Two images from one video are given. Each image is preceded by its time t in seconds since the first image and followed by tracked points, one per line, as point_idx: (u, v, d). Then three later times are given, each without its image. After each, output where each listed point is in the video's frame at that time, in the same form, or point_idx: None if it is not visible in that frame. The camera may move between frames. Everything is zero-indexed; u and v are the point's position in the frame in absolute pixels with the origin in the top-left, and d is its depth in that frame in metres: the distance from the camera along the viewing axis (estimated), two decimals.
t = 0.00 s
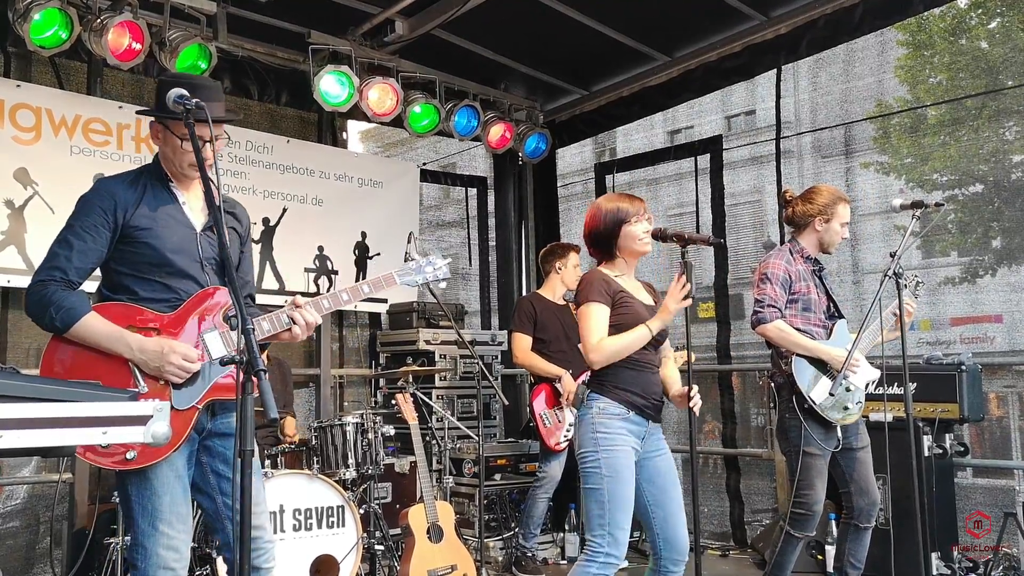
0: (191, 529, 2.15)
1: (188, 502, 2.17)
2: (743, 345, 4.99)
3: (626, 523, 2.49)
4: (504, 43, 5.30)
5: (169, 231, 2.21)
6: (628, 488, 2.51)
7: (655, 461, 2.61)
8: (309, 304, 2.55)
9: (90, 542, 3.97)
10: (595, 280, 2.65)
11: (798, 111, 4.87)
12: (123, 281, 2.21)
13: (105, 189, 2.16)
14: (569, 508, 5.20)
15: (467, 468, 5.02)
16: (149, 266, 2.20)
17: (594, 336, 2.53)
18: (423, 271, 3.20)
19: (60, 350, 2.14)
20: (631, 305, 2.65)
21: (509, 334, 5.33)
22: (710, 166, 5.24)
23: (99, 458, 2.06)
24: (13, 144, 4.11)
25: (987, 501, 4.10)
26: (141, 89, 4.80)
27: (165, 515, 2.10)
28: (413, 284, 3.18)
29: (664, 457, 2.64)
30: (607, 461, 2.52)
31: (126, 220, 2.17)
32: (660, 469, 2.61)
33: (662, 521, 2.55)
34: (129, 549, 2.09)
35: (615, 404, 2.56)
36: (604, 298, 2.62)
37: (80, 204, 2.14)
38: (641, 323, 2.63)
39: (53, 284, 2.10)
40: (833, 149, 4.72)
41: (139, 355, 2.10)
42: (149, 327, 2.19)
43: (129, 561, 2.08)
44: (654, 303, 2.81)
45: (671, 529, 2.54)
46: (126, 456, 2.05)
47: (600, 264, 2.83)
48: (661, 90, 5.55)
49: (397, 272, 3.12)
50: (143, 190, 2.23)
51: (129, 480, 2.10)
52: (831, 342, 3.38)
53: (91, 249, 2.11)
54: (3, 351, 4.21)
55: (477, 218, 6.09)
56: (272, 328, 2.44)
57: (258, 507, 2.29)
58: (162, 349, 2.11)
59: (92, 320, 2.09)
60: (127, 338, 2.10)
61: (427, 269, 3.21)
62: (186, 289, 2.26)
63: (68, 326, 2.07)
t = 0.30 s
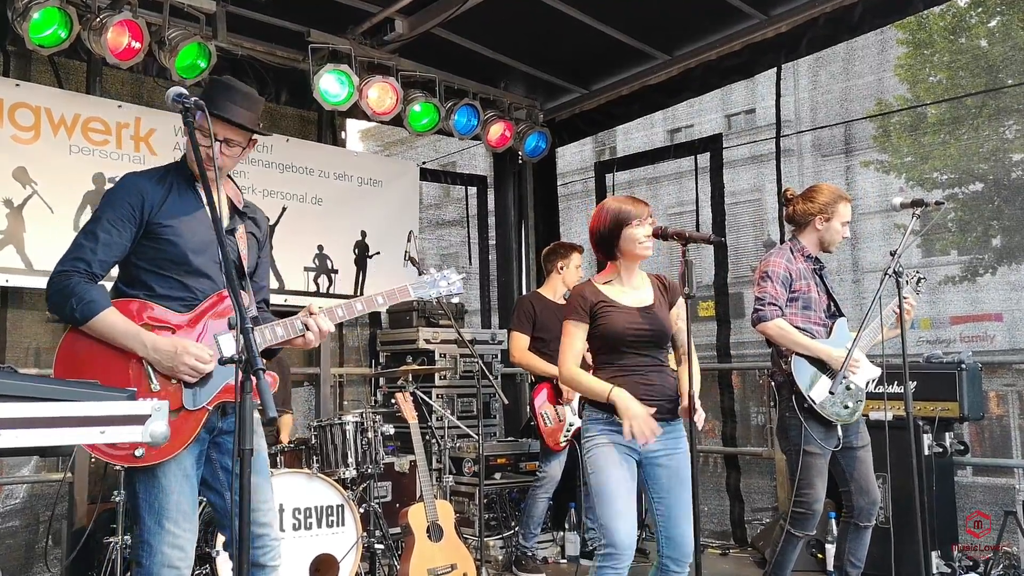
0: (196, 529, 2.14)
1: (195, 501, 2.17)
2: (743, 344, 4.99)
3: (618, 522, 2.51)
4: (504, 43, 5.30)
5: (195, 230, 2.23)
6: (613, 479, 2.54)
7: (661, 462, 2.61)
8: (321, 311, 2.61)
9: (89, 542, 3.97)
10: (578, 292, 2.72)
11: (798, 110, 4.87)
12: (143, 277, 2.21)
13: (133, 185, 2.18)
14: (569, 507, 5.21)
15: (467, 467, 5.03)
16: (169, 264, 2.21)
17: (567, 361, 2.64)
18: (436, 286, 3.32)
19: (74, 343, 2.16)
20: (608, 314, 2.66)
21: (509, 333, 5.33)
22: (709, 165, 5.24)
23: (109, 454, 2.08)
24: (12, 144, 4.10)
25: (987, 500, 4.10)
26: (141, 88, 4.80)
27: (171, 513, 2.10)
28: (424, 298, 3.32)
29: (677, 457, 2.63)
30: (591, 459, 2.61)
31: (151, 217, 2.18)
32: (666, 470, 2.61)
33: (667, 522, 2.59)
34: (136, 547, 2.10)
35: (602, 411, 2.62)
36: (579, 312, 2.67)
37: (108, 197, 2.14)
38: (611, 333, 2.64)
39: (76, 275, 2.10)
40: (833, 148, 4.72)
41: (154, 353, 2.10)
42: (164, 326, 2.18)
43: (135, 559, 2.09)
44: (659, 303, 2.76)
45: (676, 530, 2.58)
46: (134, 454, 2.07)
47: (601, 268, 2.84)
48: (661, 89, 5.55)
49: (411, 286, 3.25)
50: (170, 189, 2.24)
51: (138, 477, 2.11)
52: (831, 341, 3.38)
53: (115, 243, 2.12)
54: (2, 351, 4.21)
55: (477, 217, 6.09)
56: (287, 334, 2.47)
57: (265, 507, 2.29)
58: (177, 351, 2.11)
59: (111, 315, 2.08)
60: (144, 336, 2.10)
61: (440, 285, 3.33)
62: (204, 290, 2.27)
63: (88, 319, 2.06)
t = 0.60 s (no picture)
0: (203, 529, 2.13)
1: (203, 501, 2.16)
2: (743, 343, 4.99)
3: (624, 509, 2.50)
4: (504, 42, 5.29)
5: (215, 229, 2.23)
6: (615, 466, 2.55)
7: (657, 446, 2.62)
8: (338, 316, 2.62)
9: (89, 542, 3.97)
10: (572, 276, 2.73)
11: (798, 109, 4.86)
12: (159, 274, 2.21)
13: (157, 182, 2.17)
14: (569, 506, 5.21)
15: (467, 466, 5.02)
16: (188, 262, 2.21)
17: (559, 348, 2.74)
18: (448, 296, 3.30)
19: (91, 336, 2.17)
20: (603, 301, 2.65)
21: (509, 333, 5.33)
22: (710, 164, 5.24)
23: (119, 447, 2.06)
24: (12, 143, 4.09)
25: (987, 499, 4.10)
26: (141, 87, 4.79)
27: (178, 512, 2.09)
28: (437, 309, 3.29)
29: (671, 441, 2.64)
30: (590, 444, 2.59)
31: (172, 214, 2.18)
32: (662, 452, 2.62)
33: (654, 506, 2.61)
34: (143, 545, 2.09)
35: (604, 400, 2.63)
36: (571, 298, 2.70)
37: (131, 193, 2.14)
38: (606, 322, 2.63)
39: (95, 268, 2.09)
40: (833, 147, 4.72)
41: (169, 352, 2.12)
42: (179, 325, 2.18)
43: (142, 558, 2.08)
44: (655, 283, 2.74)
45: (660, 516, 2.61)
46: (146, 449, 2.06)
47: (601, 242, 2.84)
48: (661, 88, 5.54)
49: (425, 295, 3.21)
50: (191, 187, 2.24)
51: (147, 476, 2.11)
52: (831, 340, 3.37)
53: (135, 238, 2.11)
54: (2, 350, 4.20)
55: (477, 216, 6.08)
56: (301, 337, 2.46)
57: (272, 504, 2.30)
58: (194, 350, 2.13)
59: (129, 310, 2.09)
60: (161, 332, 2.11)
61: (452, 296, 3.31)
62: (220, 290, 2.27)
63: (105, 313, 2.07)
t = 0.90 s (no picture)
0: (209, 528, 2.13)
1: (209, 500, 2.16)
2: (743, 342, 5.00)
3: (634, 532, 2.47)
4: (504, 39, 5.29)
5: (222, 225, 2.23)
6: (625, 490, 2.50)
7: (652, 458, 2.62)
8: (349, 314, 2.64)
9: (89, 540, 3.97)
10: (577, 272, 2.64)
11: (798, 107, 4.86)
12: (168, 271, 2.21)
13: (163, 180, 2.17)
14: (569, 505, 5.21)
15: (467, 464, 5.02)
16: (196, 259, 2.21)
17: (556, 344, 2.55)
18: (458, 293, 3.32)
19: (101, 335, 2.17)
20: (614, 300, 2.62)
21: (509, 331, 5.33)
22: (710, 162, 5.23)
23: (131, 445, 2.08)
24: (12, 141, 4.09)
25: (987, 498, 4.11)
26: (141, 85, 4.79)
27: (185, 511, 2.09)
28: (447, 305, 3.30)
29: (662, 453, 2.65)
30: (600, 467, 2.51)
31: (179, 212, 2.18)
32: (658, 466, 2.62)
33: (674, 502, 2.60)
34: (149, 546, 2.08)
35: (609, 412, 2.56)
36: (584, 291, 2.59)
37: (138, 191, 2.14)
38: (620, 319, 2.59)
39: (104, 268, 2.08)
40: (833, 145, 4.72)
41: (180, 350, 2.13)
42: (191, 323, 2.19)
43: (148, 557, 2.08)
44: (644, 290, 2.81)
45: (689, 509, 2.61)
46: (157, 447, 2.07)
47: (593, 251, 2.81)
48: (662, 86, 5.54)
49: (435, 292, 3.22)
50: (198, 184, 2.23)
51: (155, 475, 2.11)
52: (830, 339, 3.38)
53: (142, 236, 2.11)
54: (3, 349, 4.20)
55: (477, 214, 6.08)
56: (312, 334, 2.48)
57: (278, 504, 2.30)
58: (203, 347, 2.14)
59: (138, 309, 2.09)
60: (172, 331, 2.12)
61: (462, 292, 3.32)
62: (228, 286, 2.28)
63: (115, 312, 2.07)
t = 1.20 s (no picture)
0: (212, 529, 2.13)
1: (211, 500, 2.17)
2: (743, 341, 5.00)
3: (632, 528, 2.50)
4: (505, 38, 5.29)
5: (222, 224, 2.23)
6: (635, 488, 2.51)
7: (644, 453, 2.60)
8: (351, 311, 2.64)
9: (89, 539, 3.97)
10: (594, 259, 2.62)
11: (798, 106, 4.86)
12: (169, 272, 2.21)
13: (161, 181, 2.17)
14: (569, 504, 5.21)
15: (467, 463, 5.03)
16: (197, 259, 2.21)
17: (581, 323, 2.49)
18: (462, 288, 3.32)
19: (104, 336, 2.18)
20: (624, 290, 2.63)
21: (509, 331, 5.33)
22: (710, 162, 5.24)
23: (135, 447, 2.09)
24: (12, 140, 4.09)
25: (987, 497, 4.11)
26: (141, 84, 4.79)
27: (187, 511, 2.09)
28: (452, 300, 3.31)
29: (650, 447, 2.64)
30: (618, 463, 2.50)
31: (178, 213, 2.18)
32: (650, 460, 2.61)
33: (663, 497, 2.60)
34: (152, 546, 2.08)
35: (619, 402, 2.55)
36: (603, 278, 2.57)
37: (136, 193, 2.14)
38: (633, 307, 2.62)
39: (104, 271, 2.10)
40: (833, 145, 4.72)
41: (182, 351, 2.13)
42: (194, 323, 2.20)
43: (151, 557, 2.07)
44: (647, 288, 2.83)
45: (677, 506, 2.61)
46: (161, 449, 2.08)
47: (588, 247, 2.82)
48: (662, 85, 5.54)
49: (439, 287, 3.23)
50: (197, 184, 2.23)
51: (158, 475, 2.11)
52: (830, 339, 3.38)
53: (142, 239, 2.12)
54: (3, 347, 4.20)
55: (477, 214, 6.08)
56: (315, 332, 2.49)
57: (280, 504, 2.30)
58: (204, 347, 2.14)
59: (139, 311, 2.10)
60: (172, 332, 2.12)
61: (467, 287, 3.33)
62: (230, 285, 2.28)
63: (116, 315, 2.07)
